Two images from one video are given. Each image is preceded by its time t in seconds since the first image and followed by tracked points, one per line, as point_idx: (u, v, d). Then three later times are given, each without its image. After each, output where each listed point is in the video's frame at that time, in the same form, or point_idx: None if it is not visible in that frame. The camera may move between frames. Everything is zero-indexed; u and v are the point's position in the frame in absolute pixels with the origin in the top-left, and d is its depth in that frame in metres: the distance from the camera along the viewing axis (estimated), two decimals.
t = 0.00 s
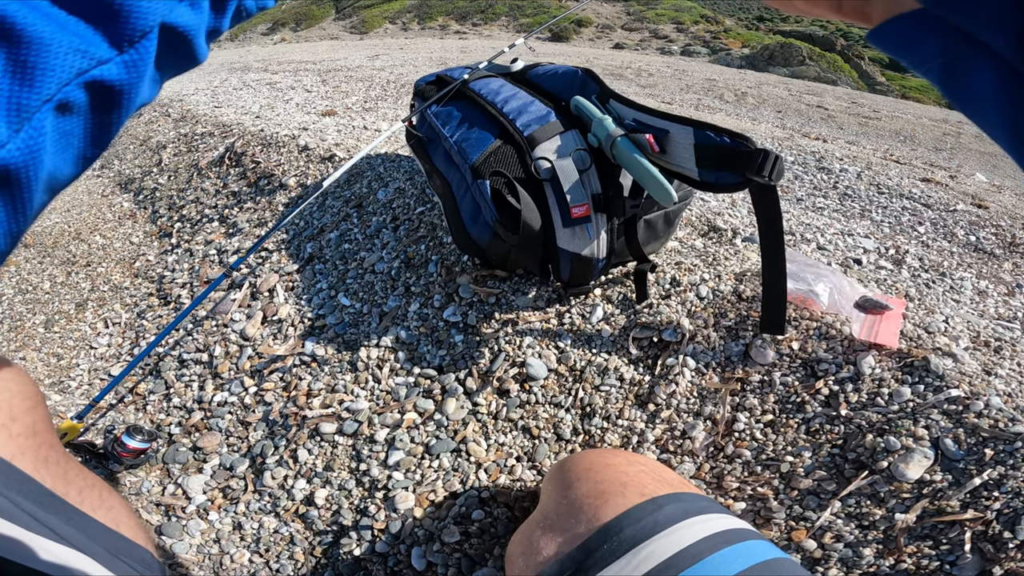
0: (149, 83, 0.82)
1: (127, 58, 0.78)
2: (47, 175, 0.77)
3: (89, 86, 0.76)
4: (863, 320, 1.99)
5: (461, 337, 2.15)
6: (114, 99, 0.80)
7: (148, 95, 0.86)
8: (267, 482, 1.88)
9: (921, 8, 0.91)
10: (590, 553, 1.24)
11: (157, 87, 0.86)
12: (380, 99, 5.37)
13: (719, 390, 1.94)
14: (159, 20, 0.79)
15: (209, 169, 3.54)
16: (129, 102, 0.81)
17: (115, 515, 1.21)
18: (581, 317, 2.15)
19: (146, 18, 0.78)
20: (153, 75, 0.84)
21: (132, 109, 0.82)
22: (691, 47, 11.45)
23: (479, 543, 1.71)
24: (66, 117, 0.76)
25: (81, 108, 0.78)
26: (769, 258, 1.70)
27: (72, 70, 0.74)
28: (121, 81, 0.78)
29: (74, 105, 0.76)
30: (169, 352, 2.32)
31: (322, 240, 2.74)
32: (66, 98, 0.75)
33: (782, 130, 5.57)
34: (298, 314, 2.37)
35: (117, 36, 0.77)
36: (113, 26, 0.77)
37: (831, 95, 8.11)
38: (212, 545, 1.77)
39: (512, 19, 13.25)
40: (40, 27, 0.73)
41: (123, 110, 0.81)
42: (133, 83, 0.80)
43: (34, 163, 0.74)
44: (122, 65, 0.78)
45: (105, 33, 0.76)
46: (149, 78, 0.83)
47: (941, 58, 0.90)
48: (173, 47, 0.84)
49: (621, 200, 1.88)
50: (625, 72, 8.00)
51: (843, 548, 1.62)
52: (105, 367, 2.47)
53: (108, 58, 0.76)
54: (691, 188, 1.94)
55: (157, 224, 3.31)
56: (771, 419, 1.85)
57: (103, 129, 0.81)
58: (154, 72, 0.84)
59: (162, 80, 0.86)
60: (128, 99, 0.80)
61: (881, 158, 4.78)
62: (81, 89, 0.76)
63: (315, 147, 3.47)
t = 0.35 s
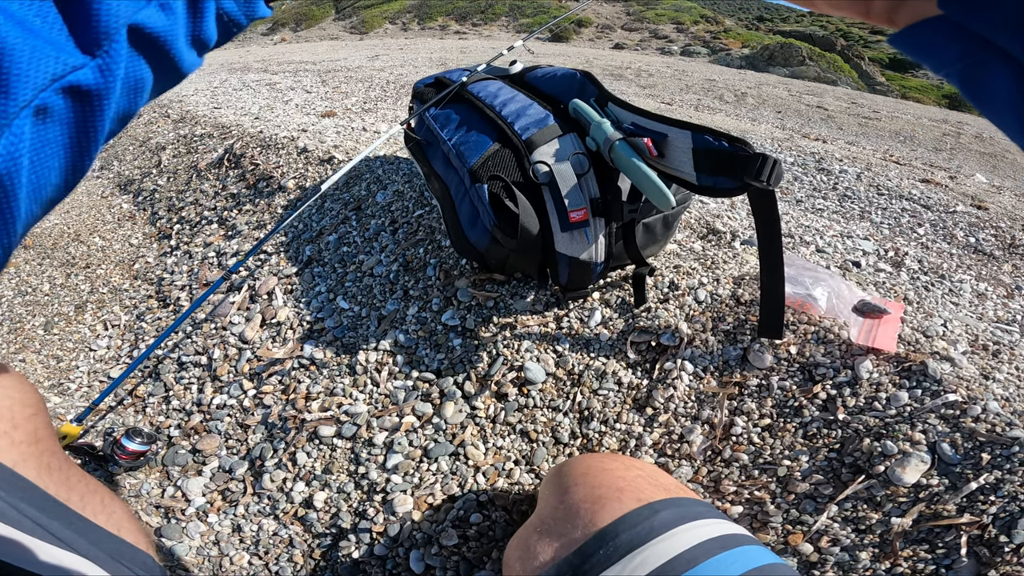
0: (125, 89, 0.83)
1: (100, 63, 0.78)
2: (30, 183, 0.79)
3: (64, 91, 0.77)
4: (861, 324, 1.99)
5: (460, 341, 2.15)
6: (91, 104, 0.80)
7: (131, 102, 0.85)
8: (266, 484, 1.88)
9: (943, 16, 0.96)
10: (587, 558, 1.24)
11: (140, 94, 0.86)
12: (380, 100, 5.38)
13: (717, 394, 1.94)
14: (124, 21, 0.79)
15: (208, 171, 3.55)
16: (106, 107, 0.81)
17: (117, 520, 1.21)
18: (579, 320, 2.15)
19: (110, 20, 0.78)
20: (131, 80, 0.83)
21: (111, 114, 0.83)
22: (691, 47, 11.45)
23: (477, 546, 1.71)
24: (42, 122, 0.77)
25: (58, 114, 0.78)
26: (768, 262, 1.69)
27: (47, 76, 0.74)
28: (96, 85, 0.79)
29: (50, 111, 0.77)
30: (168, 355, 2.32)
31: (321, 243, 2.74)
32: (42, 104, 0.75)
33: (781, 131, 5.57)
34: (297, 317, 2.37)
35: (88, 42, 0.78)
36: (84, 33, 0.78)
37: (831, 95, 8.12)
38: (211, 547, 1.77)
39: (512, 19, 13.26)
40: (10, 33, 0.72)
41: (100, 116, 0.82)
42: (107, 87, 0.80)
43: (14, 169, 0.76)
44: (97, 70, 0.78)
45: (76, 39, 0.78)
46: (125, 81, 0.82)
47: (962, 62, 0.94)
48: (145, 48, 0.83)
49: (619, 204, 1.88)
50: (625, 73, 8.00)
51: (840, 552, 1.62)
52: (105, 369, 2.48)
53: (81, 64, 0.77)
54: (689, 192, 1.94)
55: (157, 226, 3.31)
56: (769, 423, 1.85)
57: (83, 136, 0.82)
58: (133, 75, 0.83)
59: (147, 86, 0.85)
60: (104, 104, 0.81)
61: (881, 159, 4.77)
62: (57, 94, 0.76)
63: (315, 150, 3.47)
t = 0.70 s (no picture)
0: (118, 85, 0.82)
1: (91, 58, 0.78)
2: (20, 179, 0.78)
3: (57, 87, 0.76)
4: (862, 324, 1.98)
5: (460, 340, 2.15)
6: (83, 99, 0.79)
7: (125, 100, 0.85)
8: (266, 484, 1.88)
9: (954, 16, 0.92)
10: (588, 558, 1.24)
11: (136, 92, 0.85)
12: (381, 100, 5.38)
13: (719, 393, 1.94)
14: (118, 17, 0.78)
15: (207, 171, 3.54)
16: (98, 102, 0.81)
17: (113, 520, 1.20)
18: (579, 320, 2.15)
19: (102, 14, 0.77)
20: (125, 76, 0.82)
21: (103, 111, 0.82)
22: (691, 47, 11.46)
23: (478, 546, 1.71)
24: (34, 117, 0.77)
25: (51, 109, 0.78)
26: (769, 262, 1.69)
27: (41, 71, 0.74)
28: (88, 80, 0.78)
29: (42, 106, 0.77)
30: (168, 354, 2.31)
31: (321, 243, 2.74)
32: (35, 100, 0.75)
33: (782, 131, 5.57)
34: (297, 317, 2.37)
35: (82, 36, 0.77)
36: (77, 27, 0.77)
37: (831, 95, 8.12)
38: (211, 547, 1.77)
39: (512, 19, 13.28)
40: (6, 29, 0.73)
41: (93, 112, 0.81)
42: (100, 82, 0.79)
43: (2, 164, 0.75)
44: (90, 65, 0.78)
45: (70, 34, 0.77)
46: (119, 77, 0.82)
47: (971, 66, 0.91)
48: (141, 45, 0.82)
49: (619, 203, 1.88)
50: (625, 73, 8.00)
51: (841, 552, 1.62)
52: (105, 369, 2.47)
53: (73, 59, 0.76)
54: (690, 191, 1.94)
55: (157, 226, 3.31)
56: (770, 423, 1.85)
57: (77, 133, 0.81)
58: (129, 72, 0.83)
59: (142, 84, 0.85)
60: (96, 100, 0.80)
61: (881, 159, 4.77)
62: (50, 89, 0.76)
63: (315, 149, 3.47)
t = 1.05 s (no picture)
0: (127, 84, 0.83)
1: (102, 55, 0.78)
2: (30, 176, 0.78)
3: (70, 83, 0.77)
4: (862, 323, 1.99)
5: (461, 340, 2.15)
6: (94, 97, 0.80)
7: (135, 100, 0.85)
8: (267, 484, 1.88)
9: None
10: (589, 557, 1.24)
11: (146, 90, 0.86)
12: (381, 100, 5.39)
13: (719, 392, 1.94)
14: (129, 15, 0.79)
15: (208, 171, 3.54)
16: (108, 100, 0.81)
17: (116, 519, 1.20)
18: (580, 319, 2.15)
19: (113, 13, 0.78)
20: (136, 74, 0.83)
21: (113, 109, 0.83)
22: (691, 47, 11.47)
23: (479, 545, 1.71)
24: (46, 114, 0.77)
25: (62, 107, 0.78)
26: (769, 262, 1.70)
27: (55, 67, 0.75)
28: (98, 77, 0.79)
29: (54, 104, 0.77)
30: (168, 354, 2.31)
31: (322, 243, 2.74)
32: (48, 97, 0.75)
33: (781, 131, 5.58)
34: (298, 316, 2.37)
35: (93, 34, 0.78)
36: (89, 25, 0.78)
37: (831, 95, 8.12)
38: (212, 546, 1.77)
39: (512, 19, 13.32)
40: (20, 27, 0.73)
41: (103, 110, 0.81)
42: (110, 79, 0.80)
43: (14, 160, 0.75)
44: (100, 63, 0.78)
45: (82, 33, 0.78)
46: (130, 75, 0.83)
47: None
48: (153, 43, 0.83)
49: (620, 203, 1.88)
50: (625, 73, 8.00)
51: (842, 551, 1.62)
52: (105, 368, 2.48)
53: (84, 56, 0.77)
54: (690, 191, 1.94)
55: (157, 225, 3.31)
56: (770, 422, 1.85)
57: (87, 130, 0.82)
58: (140, 71, 0.83)
59: (152, 83, 0.86)
60: (105, 98, 0.81)
61: (880, 159, 4.77)
62: (63, 86, 0.76)
63: (315, 149, 3.47)
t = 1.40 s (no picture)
0: (129, 83, 0.83)
1: (102, 55, 0.78)
2: (34, 175, 0.78)
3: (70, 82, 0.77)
4: (862, 323, 1.99)
5: (461, 340, 2.16)
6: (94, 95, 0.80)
7: (136, 97, 0.85)
8: (268, 484, 1.88)
9: None
10: (589, 556, 1.24)
11: (146, 88, 0.86)
12: (381, 100, 5.40)
13: (719, 392, 1.94)
14: (129, 14, 0.79)
15: (209, 171, 3.55)
16: (108, 99, 0.82)
17: (118, 518, 1.20)
18: (581, 319, 2.15)
19: (113, 12, 0.78)
20: (137, 72, 0.83)
21: (113, 107, 0.83)
22: (691, 47, 11.47)
23: (479, 545, 1.71)
24: (48, 114, 0.77)
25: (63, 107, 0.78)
26: (770, 262, 1.70)
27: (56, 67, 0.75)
28: (99, 77, 0.79)
29: (55, 103, 0.77)
30: (169, 354, 2.32)
31: (322, 243, 2.74)
32: (49, 97, 0.76)
33: (782, 131, 5.58)
34: (298, 316, 2.38)
35: (92, 33, 0.78)
36: (89, 24, 0.78)
37: (831, 95, 8.12)
38: (212, 546, 1.77)
39: (512, 19, 13.33)
40: (19, 27, 0.73)
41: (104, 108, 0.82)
42: (111, 78, 0.80)
43: (18, 160, 0.75)
44: (101, 62, 0.78)
45: (83, 32, 0.78)
46: (131, 74, 0.83)
47: None
48: (153, 42, 0.83)
49: (621, 203, 1.88)
50: (625, 73, 8.00)
51: (842, 551, 1.62)
52: (106, 368, 2.48)
53: (84, 56, 0.77)
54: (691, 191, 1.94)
55: (157, 225, 3.31)
56: (771, 422, 1.85)
57: (88, 129, 0.82)
58: (141, 70, 0.84)
59: (152, 81, 0.86)
60: (106, 96, 0.81)
61: (880, 159, 4.77)
62: (64, 86, 0.76)
63: (315, 149, 3.47)
